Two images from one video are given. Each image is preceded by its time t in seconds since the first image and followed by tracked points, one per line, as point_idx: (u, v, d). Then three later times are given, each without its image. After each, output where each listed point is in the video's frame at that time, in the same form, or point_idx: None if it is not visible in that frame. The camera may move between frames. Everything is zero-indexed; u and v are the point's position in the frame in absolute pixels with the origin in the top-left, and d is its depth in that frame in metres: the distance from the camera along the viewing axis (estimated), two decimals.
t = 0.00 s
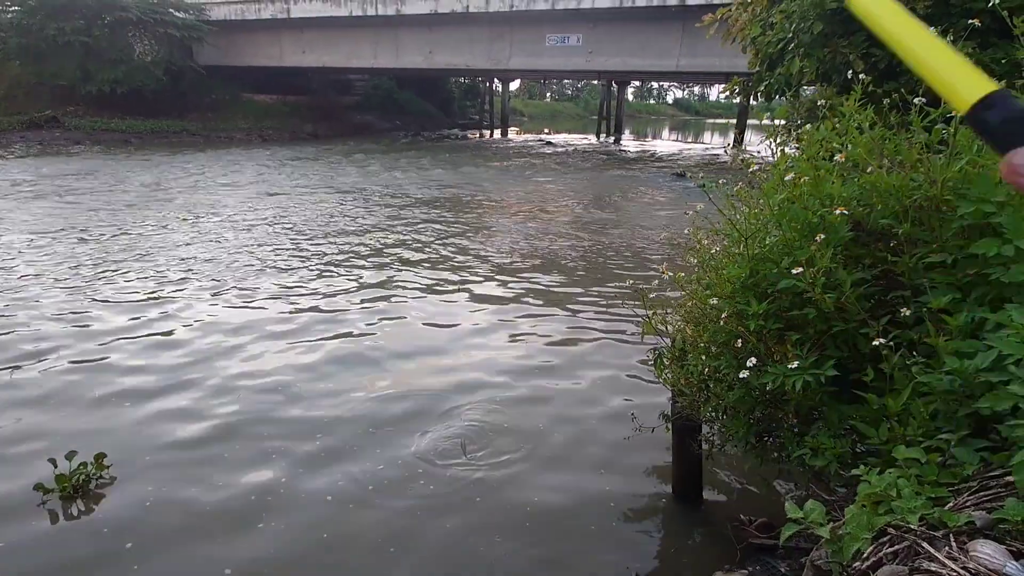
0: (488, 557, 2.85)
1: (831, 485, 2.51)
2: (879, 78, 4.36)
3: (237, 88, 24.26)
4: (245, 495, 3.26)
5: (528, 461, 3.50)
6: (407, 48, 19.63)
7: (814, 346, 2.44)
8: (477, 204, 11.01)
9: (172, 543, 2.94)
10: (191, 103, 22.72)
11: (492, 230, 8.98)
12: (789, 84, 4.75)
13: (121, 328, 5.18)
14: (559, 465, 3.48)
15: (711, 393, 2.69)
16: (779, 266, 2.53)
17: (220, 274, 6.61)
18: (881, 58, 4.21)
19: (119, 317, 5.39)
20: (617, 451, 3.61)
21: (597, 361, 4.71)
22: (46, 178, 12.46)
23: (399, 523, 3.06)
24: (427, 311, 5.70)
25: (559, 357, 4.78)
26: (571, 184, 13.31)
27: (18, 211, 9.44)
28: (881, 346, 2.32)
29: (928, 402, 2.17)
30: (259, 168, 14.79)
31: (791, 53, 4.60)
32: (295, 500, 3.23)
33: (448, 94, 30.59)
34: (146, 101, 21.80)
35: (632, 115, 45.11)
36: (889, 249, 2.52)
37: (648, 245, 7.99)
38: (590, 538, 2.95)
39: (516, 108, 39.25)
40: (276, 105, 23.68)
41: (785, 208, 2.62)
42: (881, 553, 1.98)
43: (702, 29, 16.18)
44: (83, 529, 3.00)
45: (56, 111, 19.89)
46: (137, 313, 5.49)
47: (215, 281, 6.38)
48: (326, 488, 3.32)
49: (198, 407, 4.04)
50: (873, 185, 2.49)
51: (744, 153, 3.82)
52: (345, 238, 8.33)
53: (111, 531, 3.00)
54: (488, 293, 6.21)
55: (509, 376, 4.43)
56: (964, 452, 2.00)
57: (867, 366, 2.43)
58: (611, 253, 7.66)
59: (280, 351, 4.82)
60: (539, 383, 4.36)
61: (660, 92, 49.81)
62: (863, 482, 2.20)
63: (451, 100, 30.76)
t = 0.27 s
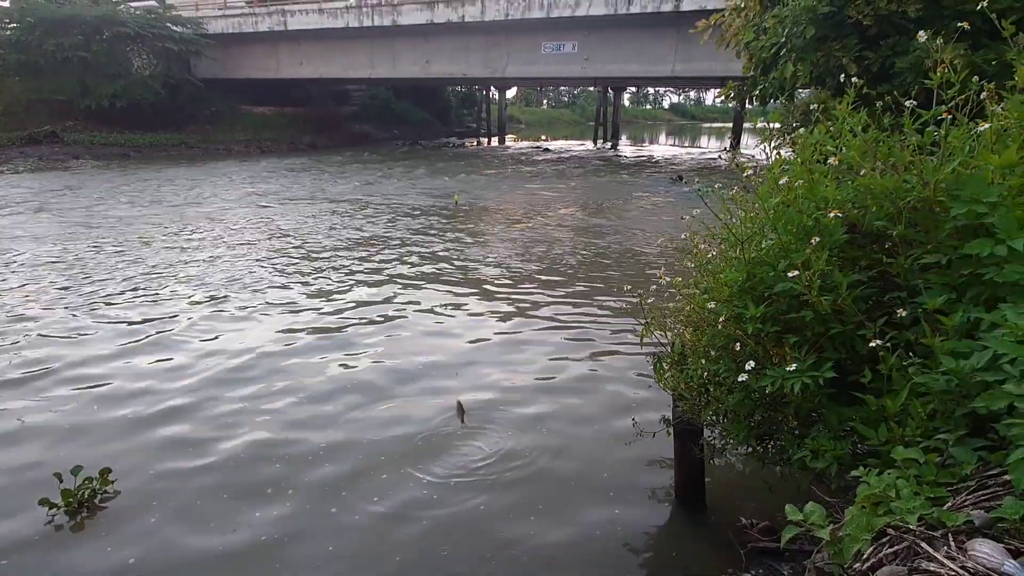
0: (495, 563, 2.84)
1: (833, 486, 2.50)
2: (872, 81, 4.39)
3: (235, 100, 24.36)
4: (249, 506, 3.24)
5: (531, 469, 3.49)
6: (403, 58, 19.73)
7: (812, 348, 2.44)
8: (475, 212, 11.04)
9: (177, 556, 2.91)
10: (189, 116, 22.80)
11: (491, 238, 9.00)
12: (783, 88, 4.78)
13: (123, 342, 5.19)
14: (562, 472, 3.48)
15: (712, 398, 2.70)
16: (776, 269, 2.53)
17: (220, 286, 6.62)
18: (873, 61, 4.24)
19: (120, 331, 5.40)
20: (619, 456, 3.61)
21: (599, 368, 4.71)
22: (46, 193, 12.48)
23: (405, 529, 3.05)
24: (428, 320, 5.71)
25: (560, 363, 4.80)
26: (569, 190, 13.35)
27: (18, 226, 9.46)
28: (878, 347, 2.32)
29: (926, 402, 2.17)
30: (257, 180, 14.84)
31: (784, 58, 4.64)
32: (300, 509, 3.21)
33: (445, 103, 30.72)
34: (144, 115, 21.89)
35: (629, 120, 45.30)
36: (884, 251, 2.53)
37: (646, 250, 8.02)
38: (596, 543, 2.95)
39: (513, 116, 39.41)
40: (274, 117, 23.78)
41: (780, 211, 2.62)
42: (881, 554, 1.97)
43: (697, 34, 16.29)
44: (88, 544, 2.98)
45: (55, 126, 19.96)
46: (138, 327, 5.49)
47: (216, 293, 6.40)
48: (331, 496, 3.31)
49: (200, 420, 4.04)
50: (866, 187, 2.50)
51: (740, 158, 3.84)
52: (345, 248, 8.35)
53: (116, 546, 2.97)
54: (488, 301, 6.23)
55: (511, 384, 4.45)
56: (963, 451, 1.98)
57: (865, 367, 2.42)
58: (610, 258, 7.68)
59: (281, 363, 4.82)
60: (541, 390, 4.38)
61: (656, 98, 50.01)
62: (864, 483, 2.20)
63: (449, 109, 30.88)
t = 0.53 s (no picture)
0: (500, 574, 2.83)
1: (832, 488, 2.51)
2: (862, 84, 4.43)
3: (231, 115, 24.45)
4: (253, 522, 3.24)
5: (532, 479, 3.50)
6: (398, 70, 19.83)
7: (809, 350, 2.45)
8: (472, 221, 11.07)
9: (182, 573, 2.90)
10: (186, 131, 22.89)
11: (489, 247, 9.02)
12: (775, 92, 4.82)
13: (124, 360, 5.20)
14: (564, 481, 3.48)
15: (711, 401, 2.70)
16: (771, 272, 2.54)
17: (219, 301, 6.63)
18: (863, 63, 4.28)
19: (121, 349, 5.41)
20: (621, 463, 3.62)
21: (598, 376, 4.72)
22: (43, 211, 12.47)
23: (410, 543, 3.05)
24: (427, 331, 5.73)
25: (560, 371, 4.81)
26: (565, 197, 13.40)
27: (17, 245, 9.47)
28: (873, 348, 2.33)
29: (922, 402, 2.17)
30: (255, 193, 14.88)
31: (775, 62, 4.68)
32: (304, 523, 3.21)
33: (440, 113, 30.85)
34: (141, 131, 21.96)
35: (624, 126, 45.50)
36: (877, 252, 2.54)
37: (643, 256, 8.04)
38: (600, 551, 2.95)
39: (508, 124, 39.57)
40: (270, 131, 23.87)
41: (773, 214, 2.64)
42: (879, 555, 1.97)
43: (689, 40, 16.40)
44: (92, 564, 2.97)
45: (52, 144, 20.02)
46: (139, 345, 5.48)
47: (215, 309, 6.41)
48: (334, 510, 3.31)
49: (203, 437, 4.03)
50: (858, 189, 2.51)
51: (734, 162, 3.86)
52: (343, 261, 8.37)
53: (120, 565, 2.96)
54: (487, 310, 6.25)
55: (512, 394, 4.47)
56: (958, 450, 1.98)
57: (861, 368, 2.42)
58: (607, 265, 7.71)
59: (280, 378, 4.82)
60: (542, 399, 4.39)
61: (650, 103, 50.26)
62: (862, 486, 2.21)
63: (444, 119, 31.01)
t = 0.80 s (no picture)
0: None
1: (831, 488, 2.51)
2: (851, 86, 4.46)
3: (225, 129, 24.48)
4: (251, 535, 3.20)
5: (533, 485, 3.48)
6: (391, 81, 19.92)
7: (804, 352, 2.45)
8: (468, 230, 11.09)
9: None
10: (180, 146, 22.90)
11: (485, 255, 9.03)
12: (765, 96, 4.85)
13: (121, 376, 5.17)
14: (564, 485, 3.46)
15: (710, 405, 2.70)
16: (764, 275, 2.55)
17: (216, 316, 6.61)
18: (852, 66, 4.31)
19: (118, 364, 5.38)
20: (622, 466, 3.60)
21: (596, 382, 4.71)
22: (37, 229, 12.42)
23: (410, 553, 3.02)
24: (425, 341, 5.72)
25: (558, 378, 4.80)
26: (560, 204, 13.43)
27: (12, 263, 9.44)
28: (867, 348, 2.33)
29: (917, 401, 2.18)
30: (250, 207, 14.88)
31: (765, 67, 4.71)
32: (305, 535, 3.17)
33: (434, 123, 30.95)
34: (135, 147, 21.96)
35: (617, 133, 45.71)
36: (869, 253, 2.56)
37: (639, 261, 8.05)
38: (603, 555, 2.92)
39: (502, 133, 39.70)
40: (265, 144, 23.91)
41: (765, 217, 2.65)
42: (875, 555, 1.97)
43: (680, 47, 16.53)
44: None
45: (45, 161, 19.99)
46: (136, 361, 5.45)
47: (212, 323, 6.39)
48: (334, 521, 3.28)
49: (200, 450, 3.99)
50: (847, 191, 2.53)
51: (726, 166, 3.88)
52: (339, 272, 8.36)
53: None
54: (485, 319, 6.24)
55: (511, 400, 4.45)
56: (953, 448, 1.98)
57: (856, 368, 2.42)
58: (604, 271, 7.71)
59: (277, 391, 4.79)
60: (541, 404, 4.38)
61: (643, 110, 50.53)
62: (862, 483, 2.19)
63: (438, 129, 31.11)
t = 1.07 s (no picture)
0: None
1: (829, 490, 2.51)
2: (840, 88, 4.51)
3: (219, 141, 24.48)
4: (254, 552, 3.25)
5: (532, 495, 3.52)
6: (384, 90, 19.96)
7: (799, 353, 2.47)
8: (464, 238, 11.10)
9: None
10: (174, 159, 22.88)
11: (482, 263, 9.04)
12: (756, 99, 4.89)
13: (120, 392, 5.17)
14: (564, 497, 3.48)
15: (707, 407, 2.70)
16: (758, 276, 2.57)
17: (213, 329, 6.61)
18: (841, 68, 4.35)
19: (117, 381, 5.39)
20: (621, 474, 3.64)
21: (595, 388, 4.72)
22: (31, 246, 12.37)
23: (411, 567, 3.06)
24: (423, 351, 5.73)
25: (556, 385, 4.82)
26: (555, 210, 13.45)
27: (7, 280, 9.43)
28: (862, 348, 2.34)
29: (913, 399, 2.18)
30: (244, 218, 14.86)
31: (755, 70, 4.75)
32: (306, 552, 3.23)
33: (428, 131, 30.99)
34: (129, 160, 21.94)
35: (610, 137, 45.90)
36: (861, 253, 2.57)
37: (635, 266, 8.08)
38: (602, 564, 2.97)
39: (496, 139, 39.77)
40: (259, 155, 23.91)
41: (757, 219, 2.67)
42: (875, 555, 1.97)
43: (671, 51, 16.60)
44: None
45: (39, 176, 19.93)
46: (134, 377, 5.45)
47: (209, 337, 6.39)
48: (336, 537, 3.33)
49: (201, 468, 4.01)
50: (838, 192, 2.55)
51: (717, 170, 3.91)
52: (336, 283, 8.37)
53: None
54: (482, 327, 6.26)
55: (510, 409, 4.47)
56: (949, 446, 1.99)
57: (851, 368, 2.43)
58: (600, 276, 7.73)
59: (276, 406, 4.79)
60: (540, 412, 4.40)
61: (636, 114, 50.77)
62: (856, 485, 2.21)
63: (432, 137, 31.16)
